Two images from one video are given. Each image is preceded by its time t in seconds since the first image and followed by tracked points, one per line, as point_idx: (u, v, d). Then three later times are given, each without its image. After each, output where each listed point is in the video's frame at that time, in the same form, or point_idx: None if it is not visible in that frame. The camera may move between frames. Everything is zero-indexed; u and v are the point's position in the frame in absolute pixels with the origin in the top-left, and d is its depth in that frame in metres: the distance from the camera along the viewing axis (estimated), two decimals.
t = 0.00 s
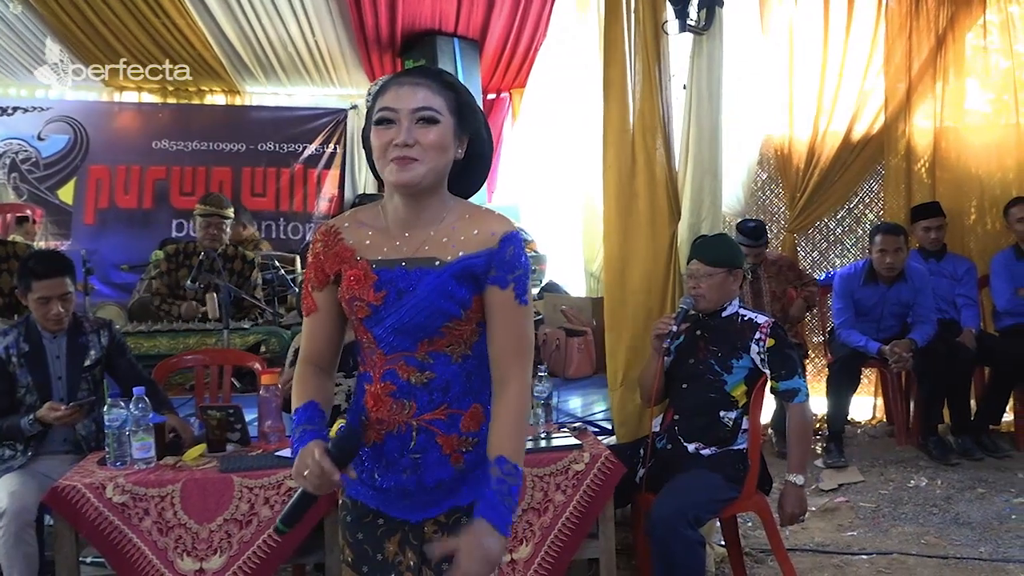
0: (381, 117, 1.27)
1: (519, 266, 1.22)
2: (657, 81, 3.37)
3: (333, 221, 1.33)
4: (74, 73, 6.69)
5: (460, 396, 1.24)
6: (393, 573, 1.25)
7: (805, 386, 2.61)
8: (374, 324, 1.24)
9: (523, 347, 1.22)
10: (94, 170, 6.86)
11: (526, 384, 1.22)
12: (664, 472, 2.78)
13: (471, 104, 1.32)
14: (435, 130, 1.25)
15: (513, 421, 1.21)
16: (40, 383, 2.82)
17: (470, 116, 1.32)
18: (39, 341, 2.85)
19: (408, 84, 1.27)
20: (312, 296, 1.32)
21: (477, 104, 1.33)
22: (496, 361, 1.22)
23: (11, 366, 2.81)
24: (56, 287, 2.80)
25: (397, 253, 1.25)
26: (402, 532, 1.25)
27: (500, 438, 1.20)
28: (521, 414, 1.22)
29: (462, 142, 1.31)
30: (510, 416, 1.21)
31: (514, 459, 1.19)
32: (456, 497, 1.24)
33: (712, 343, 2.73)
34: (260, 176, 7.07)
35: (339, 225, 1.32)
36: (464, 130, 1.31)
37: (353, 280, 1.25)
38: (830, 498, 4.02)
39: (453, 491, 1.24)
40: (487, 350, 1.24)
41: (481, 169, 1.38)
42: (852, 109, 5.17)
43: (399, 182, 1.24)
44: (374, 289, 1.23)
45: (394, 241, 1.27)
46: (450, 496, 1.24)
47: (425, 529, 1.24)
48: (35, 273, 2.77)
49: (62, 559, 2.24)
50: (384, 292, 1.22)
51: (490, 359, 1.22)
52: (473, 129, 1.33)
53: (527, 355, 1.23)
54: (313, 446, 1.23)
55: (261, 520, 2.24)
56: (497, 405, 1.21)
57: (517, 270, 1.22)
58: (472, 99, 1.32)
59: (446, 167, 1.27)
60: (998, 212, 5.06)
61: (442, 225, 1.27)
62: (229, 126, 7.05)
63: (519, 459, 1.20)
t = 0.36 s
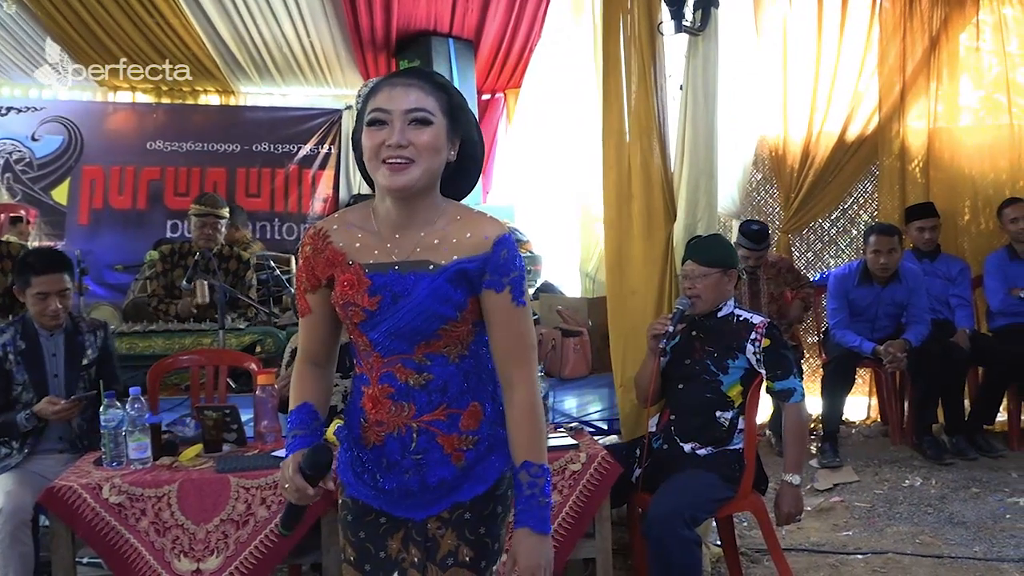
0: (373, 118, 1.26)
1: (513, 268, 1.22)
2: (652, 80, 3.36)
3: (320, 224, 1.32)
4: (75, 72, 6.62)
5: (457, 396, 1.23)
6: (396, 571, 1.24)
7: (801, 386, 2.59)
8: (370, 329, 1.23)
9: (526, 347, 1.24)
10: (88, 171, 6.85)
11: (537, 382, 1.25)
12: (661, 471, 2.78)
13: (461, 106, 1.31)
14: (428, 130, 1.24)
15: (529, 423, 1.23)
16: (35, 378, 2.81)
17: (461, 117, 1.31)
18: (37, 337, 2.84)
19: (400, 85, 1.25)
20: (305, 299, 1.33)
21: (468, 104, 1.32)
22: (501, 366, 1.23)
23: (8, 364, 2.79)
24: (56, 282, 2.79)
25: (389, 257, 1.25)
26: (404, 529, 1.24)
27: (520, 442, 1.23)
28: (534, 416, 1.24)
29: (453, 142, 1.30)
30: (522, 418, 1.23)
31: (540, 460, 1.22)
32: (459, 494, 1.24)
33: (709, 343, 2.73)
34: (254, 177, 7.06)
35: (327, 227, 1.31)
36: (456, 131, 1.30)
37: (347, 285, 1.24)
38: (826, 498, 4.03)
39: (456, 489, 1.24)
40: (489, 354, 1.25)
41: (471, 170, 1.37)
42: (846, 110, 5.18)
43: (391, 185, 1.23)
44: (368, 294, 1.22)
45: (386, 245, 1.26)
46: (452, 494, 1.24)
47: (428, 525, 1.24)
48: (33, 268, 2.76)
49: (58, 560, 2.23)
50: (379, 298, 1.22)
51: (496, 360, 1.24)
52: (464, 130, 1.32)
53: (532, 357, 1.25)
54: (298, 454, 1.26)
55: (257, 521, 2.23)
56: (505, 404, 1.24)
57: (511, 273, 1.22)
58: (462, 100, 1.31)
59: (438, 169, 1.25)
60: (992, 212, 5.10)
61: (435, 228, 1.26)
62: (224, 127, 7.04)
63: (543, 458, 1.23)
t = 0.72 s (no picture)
0: (360, 127, 1.25)
1: (514, 272, 1.21)
2: (654, 81, 3.37)
3: (323, 231, 1.32)
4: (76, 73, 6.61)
5: (464, 397, 1.23)
6: (406, 569, 1.25)
7: (803, 386, 2.59)
8: (375, 334, 1.23)
9: (520, 353, 1.21)
10: (90, 173, 6.86)
11: (522, 389, 1.22)
12: (664, 471, 2.77)
13: (451, 102, 1.29)
14: (414, 135, 1.22)
15: (507, 431, 1.20)
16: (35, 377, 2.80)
17: (453, 114, 1.29)
18: (36, 335, 2.84)
19: (382, 92, 1.24)
20: (311, 309, 1.32)
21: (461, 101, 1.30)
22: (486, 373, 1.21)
23: (6, 363, 2.78)
24: (56, 281, 2.79)
25: (392, 263, 1.24)
26: (414, 528, 1.25)
27: (492, 448, 1.19)
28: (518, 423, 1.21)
29: (446, 140, 1.28)
30: (501, 424, 1.20)
31: (504, 471, 1.19)
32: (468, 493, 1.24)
33: (711, 344, 2.72)
34: (255, 178, 7.06)
35: (330, 234, 1.31)
36: (448, 129, 1.28)
37: (352, 291, 1.24)
38: (828, 498, 4.03)
39: (465, 489, 1.24)
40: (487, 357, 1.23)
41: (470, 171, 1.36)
42: (847, 109, 5.17)
43: (386, 191, 1.22)
44: (373, 300, 1.22)
45: (389, 251, 1.26)
46: (461, 493, 1.24)
47: (438, 524, 1.24)
48: (34, 268, 2.76)
49: (63, 561, 2.23)
50: (384, 303, 1.21)
51: (484, 363, 1.21)
52: (457, 127, 1.30)
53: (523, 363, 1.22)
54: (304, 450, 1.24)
55: (262, 522, 2.24)
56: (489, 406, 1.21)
57: (512, 277, 1.21)
58: (453, 97, 1.29)
59: (432, 169, 1.24)
60: (992, 212, 5.08)
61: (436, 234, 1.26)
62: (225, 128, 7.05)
63: (508, 470, 1.19)
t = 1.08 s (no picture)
0: (341, 135, 1.24)
1: (511, 278, 1.20)
2: (660, 84, 3.37)
3: (325, 237, 1.33)
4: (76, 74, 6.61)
5: (461, 401, 1.23)
6: (403, 572, 1.24)
7: (808, 390, 2.58)
8: (372, 336, 1.23)
9: (519, 358, 1.21)
10: (95, 174, 6.89)
11: (522, 398, 1.21)
12: (669, 474, 2.78)
13: (430, 100, 1.26)
14: (390, 136, 1.20)
15: (513, 434, 1.20)
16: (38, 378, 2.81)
17: (435, 112, 1.26)
18: (38, 337, 2.84)
19: (355, 100, 1.23)
20: (312, 313, 1.33)
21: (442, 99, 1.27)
22: (489, 380, 1.20)
23: (8, 364, 2.79)
24: (57, 286, 2.80)
25: (388, 265, 1.24)
26: (410, 531, 1.24)
27: (505, 452, 1.19)
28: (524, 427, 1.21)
29: (428, 139, 1.25)
30: (509, 428, 1.20)
31: (519, 474, 1.19)
32: (465, 497, 1.23)
33: (716, 347, 2.72)
34: (261, 180, 7.08)
35: (330, 239, 1.32)
36: (428, 127, 1.25)
37: (348, 293, 1.24)
38: (832, 501, 4.01)
39: (462, 493, 1.24)
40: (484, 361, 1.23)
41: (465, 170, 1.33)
42: (852, 113, 5.17)
43: (370, 197, 1.21)
44: (368, 301, 1.22)
45: (385, 253, 1.25)
46: (459, 497, 1.23)
47: (434, 526, 1.23)
48: (36, 272, 2.76)
49: (67, 560, 2.24)
50: (379, 305, 1.21)
51: (485, 368, 1.20)
52: (440, 124, 1.27)
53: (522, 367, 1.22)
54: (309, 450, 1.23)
55: (266, 522, 2.24)
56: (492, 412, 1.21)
57: (510, 281, 1.20)
58: (431, 95, 1.26)
59: (412, 170, 1.22)
60: (998, 215, 5.06)
61: (430, 236, 1.25)
62: (231, 129, 7.08)
63: (524, 472, 1.20)
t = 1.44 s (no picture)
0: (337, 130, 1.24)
1: (510, 274, 1.18)
2: (671, 89, 3.36)
3: (323, 236, 1.32)
4: (75, 73, 6.66)
5: (461, 401, 1.22)
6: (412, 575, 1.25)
7: (818, 393, 2.56)
8: (368, 335, 1.22)
9: (523, 356, 1.20)
10: (106, 175, 6.93)
11: (536, 394, 1.21)
12: (678, 476, 2.77)
13: (425, 95, 1.24)
14: (378, 133, 1.20)
15: (532, 427, 1.19)
16: (53, 379, 2.81)
17: (429, 108, 1.24)
18: (54, 339, 2.85)
19: (351, 95, 1.22)
20: (308, 313, 1.33)
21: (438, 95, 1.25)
22: (500, 377, 1.20)
23: (23, 364, 2.79)
24: (76, 293, 2.80)
25: (383, 263, 1.23)
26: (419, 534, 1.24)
27: (526, 450, 1.19)
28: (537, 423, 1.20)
29: (421, 135, 1.23)
30: (521, 428, 1.19)
31: (547, 468, 1.19)
32: (472, 499, 1.23)
33: (725, 350, 2.70)
34: (271, 181, 7.11)
35: (328, 238, 1.31)
36: (422, 123, 1.23)
37: (343, 293, 1.23)
38: (842, 504, 3.99)
39: (467, 494, 1.23)
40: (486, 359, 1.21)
41: (460, 166, 1.31)
42: (863, 115, 5.15)
43: (360, 193, 1.21)
44: (363, 301, 1.21)
45: (381, 249, 1.25)
46: (464, 500, 1.23)
47: (442, 530, 1.23)
48: (58, 279, 2.77)
49: (77, 560, 2.25)
50: (374, 304, 1.20)
51: (493, 367, 1.20)
52: (435, 121, 1.25)
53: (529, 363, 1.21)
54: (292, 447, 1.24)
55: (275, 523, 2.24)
56: (506, 408, 1.20)
57: (509, 277, 1.18)
58: (427, 90, 1.25)
59: (402, 167, 1.21)
60: (1009, 217, 5.03)
61: (424, 229, 1.24)
62: (241, 130, 7.11)
63: (550, 467, 1.20)
